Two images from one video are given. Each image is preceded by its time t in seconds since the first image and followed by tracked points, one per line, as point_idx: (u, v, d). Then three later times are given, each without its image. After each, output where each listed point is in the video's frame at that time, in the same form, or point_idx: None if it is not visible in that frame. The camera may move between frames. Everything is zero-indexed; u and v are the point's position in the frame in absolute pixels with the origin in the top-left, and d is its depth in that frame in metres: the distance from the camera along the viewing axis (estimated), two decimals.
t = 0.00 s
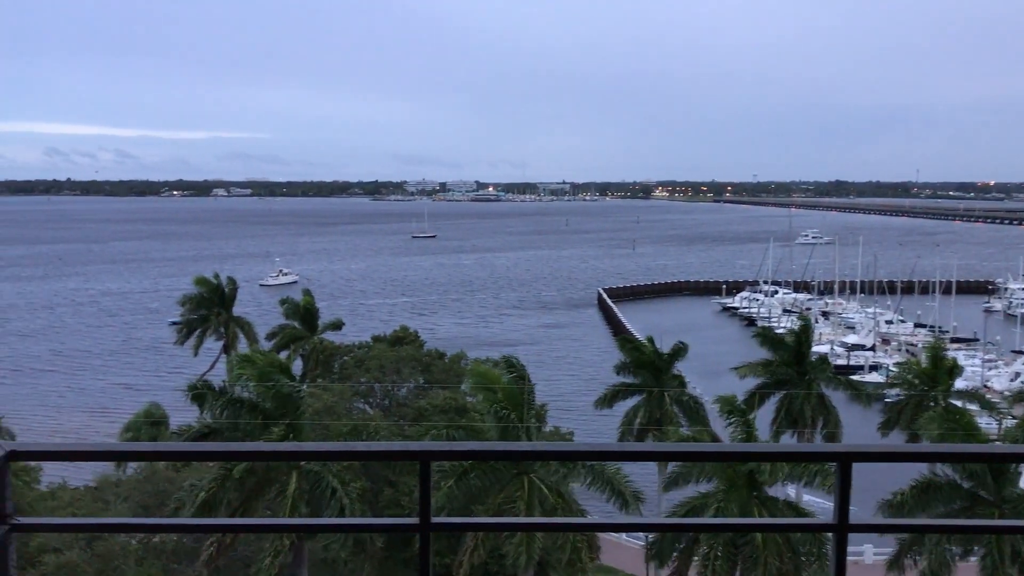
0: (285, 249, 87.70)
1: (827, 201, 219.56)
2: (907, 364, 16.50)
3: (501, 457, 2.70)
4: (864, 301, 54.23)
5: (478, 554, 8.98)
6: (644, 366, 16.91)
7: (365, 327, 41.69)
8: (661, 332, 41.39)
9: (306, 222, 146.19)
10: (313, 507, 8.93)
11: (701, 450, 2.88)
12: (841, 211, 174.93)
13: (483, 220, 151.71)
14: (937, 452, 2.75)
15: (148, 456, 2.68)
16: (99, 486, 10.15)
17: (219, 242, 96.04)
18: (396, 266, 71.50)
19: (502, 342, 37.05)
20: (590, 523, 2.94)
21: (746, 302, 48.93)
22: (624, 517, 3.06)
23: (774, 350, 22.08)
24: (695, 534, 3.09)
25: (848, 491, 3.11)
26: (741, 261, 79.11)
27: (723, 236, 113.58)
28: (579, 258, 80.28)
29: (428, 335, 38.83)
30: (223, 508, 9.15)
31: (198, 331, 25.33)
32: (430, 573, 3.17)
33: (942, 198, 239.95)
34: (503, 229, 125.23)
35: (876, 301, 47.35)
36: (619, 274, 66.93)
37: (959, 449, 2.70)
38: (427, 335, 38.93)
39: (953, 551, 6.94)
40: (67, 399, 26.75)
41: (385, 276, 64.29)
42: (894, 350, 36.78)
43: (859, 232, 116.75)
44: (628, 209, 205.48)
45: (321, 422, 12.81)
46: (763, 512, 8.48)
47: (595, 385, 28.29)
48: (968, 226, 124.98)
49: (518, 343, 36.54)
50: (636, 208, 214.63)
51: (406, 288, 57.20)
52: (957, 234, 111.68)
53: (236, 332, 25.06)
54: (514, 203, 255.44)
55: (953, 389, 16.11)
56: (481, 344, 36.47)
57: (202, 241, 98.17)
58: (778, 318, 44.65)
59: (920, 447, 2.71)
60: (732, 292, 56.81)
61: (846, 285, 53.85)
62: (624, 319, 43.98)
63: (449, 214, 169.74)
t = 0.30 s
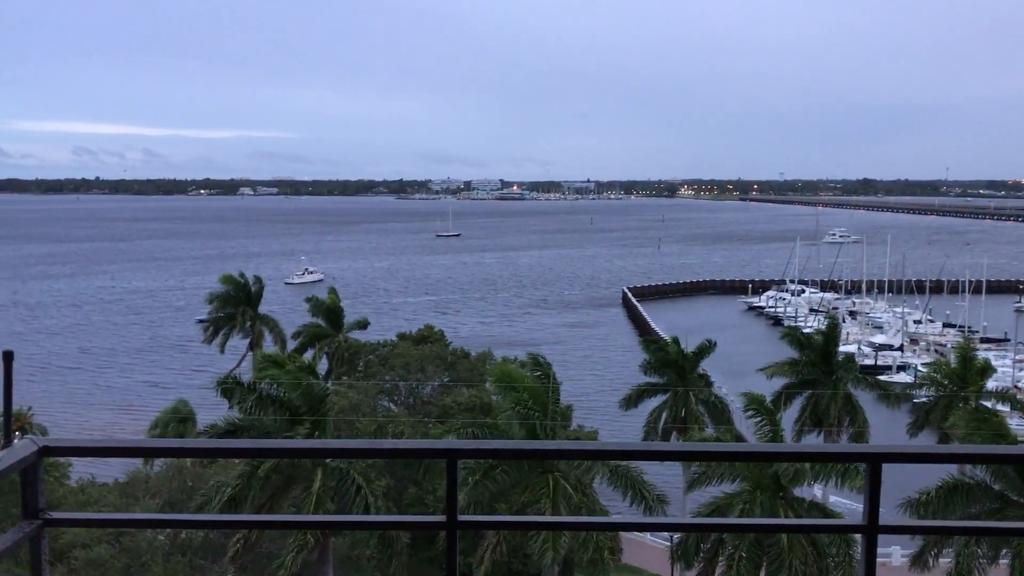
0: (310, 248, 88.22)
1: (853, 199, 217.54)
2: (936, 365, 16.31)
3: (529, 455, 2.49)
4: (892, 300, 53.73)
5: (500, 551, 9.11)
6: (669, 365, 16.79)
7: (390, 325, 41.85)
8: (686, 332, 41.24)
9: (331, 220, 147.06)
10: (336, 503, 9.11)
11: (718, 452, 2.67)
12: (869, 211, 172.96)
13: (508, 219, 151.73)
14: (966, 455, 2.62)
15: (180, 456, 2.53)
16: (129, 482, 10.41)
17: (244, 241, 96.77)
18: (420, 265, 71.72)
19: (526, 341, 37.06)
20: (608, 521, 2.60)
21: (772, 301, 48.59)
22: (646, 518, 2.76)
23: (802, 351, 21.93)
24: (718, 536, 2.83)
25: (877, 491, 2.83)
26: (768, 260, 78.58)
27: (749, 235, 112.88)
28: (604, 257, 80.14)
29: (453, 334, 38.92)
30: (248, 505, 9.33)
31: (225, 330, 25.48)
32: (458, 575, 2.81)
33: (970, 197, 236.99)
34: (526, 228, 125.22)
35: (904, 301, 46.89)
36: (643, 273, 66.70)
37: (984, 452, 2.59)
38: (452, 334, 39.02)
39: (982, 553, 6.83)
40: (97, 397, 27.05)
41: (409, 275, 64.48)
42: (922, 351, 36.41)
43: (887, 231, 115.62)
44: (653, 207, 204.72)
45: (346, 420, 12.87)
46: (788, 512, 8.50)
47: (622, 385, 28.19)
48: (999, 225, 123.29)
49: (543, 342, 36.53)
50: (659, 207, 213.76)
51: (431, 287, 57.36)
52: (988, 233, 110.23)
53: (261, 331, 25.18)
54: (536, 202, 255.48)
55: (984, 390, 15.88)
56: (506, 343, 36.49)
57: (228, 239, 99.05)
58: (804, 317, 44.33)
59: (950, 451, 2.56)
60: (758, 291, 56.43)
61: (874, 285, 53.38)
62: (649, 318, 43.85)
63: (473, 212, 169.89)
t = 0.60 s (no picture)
0: (333, 248, 88.63)
1: (878, 199, 215.48)
2: (963, 365, 16.13)
3: (553, 455, 2.48)
4: (918, 301, 53.29)
5: (520, 548, 9.20)
6: (693, 365, 16.72)
7: (413, 325, 42.01)
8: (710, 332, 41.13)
9: (355, 220, 147.72)
10: (360, 503, 9.16)
11: (743, 453, 2.64)
12: (895, 210, 171.09)
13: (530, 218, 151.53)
14: (990, 458, 2.56)
15: (204, 454, 2.56)
16: (157, 479, 10.57)
17: (268, 241, 97.35)
18: (444, 265, 71.87)
19: (550, 341, 37.09)
20: (633, 520, 2.55)
21: (798, 301, 48.31)
22: (670, 517, 2.71)
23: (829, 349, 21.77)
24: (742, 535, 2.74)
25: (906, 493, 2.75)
26: (793, 261, 78.05)
27: (774, 235, 112.17)
28: (627, 257, 79.95)
29: (477, 334, 39.01)
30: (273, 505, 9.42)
31: (250, 329, 25.71)
32: None
33: (997, 198, 234.13)
34: (549, 228, 125.09)
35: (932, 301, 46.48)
36: (667, 273, 66.50)
37: (1015, 455, 2.54)
38: (476, 333, 39.10)
39: (1007, 555, 6.75)
40: (126, 395, 27.36)
41: (432, 275, 64.66)
42: (950, 352, 36.10)
43: (914, 231, 114.52)
44: (676, 207, 203.85)
45: (370, 419, 12.93)
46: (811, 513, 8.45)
47: (646, 385, 28.15)
48: None
49: (566, 342, 36.55)
50: (682, 207, 212.76)
51: (455, 287, 57.49)
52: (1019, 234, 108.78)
53: (286, 330, 25.32)
54: (557, 202, 255.19)
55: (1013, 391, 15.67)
56: (529, 343, 36.52)
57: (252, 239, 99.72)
58: (830, 317, 44.05)
59: (978, 451, 2.53)
60: (782, 292, 56.11)
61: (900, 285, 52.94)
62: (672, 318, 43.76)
63: (496, 213, 169.95)
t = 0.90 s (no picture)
0: (356, 248, 89.02)
1: (902, 199, 213.52)
2: (990, 368, 15.94)
3: (578, 457, 2.47)
4: (944, 303, 52.82)
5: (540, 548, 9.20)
6: (716, 366, 16.63)
7: (435, 325, 42.16)
8: (733, 333, 41.00)
9: (377, 220, 148.31)
10: (382, 502, 9.21)
11: (772, 453, 2.59)
12: (923, 211, 169.54)
13: (552, 219, 151.40)
14: None
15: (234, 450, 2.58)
16: (182, 477, 10.70)
17: (291, 241, 97.93)
18: (466, 265, 72.01)
19: (572, 342, 37.11)
20: (655, 521, 2.52)
21: (821, 302, 48.02)
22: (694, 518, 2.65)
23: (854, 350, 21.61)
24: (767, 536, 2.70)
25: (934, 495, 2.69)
26: (817, 262, 77.54)
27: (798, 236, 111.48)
28: (649, 257, 79.76)
29: (499, 334, 39.10)
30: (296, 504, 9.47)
31: (273, 328, 25.88)
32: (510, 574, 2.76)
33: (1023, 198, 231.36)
34: (571, 228, 124.95)
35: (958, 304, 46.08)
36: (689, 274, 66.31)
37: None
38: (498, 334, 39.18)
39: None
40: (152, 394, 27.65)
41: (454, 275, 64.80)
42: (976, 354, 35.79)
43: (940, 232, 113.36)
44: (698, 207, 203.02)
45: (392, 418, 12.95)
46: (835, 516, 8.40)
47: (669, 386, 28.10)
48: None
49: (588, 343, 36.55)
50: (703, 207, 211.76)
51: (477, 287, 57.62)
52: None
53: (309, 329, 25.44)
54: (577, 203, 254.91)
55: None
56: (552, 344, 36.56)
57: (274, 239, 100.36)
58: (854, 319, 43.76)
59: (1007, 454, 2.48)
60: (807, 293, 55.79)
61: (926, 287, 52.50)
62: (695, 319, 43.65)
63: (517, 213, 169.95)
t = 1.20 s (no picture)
0: (375, 248, 89.37)
1: (923, 200, 211.97)
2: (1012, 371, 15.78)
3: (597, 457, 2.45)
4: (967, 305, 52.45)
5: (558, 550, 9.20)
6: (735, 368, 16.59)
7: (455, 326, 42.24)
8: (754, 335, 40.85)
9: (395, 220, 148.69)
10: (402, 501, 9.23)
11: (794, 456, 2.57)
12: (946, 211, 168.19)
13: (571, 220, 151.33)
14: None
15: (254, 450, 2.58)
16: (202, 475, 10.80)
17: (311, 241, 98.40)
18: (485, 266, 72.12)
19: (592, 343, 37.10)
20: (674, 522, 2.49)
21: (842, 304, 47.77)
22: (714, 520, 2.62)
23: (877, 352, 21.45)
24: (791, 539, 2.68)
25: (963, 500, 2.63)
26: (839, 263, 77.11)
27: (819, 237, 110.87)
28: (670, 258, 79.57)
29: (519, 335, 39.12)
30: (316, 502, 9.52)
31: (294, 328, 26.00)
32: None
33: None
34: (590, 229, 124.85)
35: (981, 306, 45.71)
36: (709, 275, 66.11)
37: None
38: (518, 335, 39.21)
39: None
40: (175, 393, 27.86)
41: (473, 275, 64.89)
42: (1000, 357, 35.51)
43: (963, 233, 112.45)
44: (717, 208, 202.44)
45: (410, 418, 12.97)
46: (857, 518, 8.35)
47: (690, 387, 28.03)
48: None
49: (608, 344, 36.52)
50: (722, 208, 211.07)
51: (496, 288, 57.69)
52: None
53: (329, 329, 25.52)
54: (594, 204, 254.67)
55: None
56: (571, 345, 36.59)
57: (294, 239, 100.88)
58: (876, 321, 43.51)
59: None
60: (828, 294, 55.46)
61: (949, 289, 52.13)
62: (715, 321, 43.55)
63: (536, 213, 169.99)
